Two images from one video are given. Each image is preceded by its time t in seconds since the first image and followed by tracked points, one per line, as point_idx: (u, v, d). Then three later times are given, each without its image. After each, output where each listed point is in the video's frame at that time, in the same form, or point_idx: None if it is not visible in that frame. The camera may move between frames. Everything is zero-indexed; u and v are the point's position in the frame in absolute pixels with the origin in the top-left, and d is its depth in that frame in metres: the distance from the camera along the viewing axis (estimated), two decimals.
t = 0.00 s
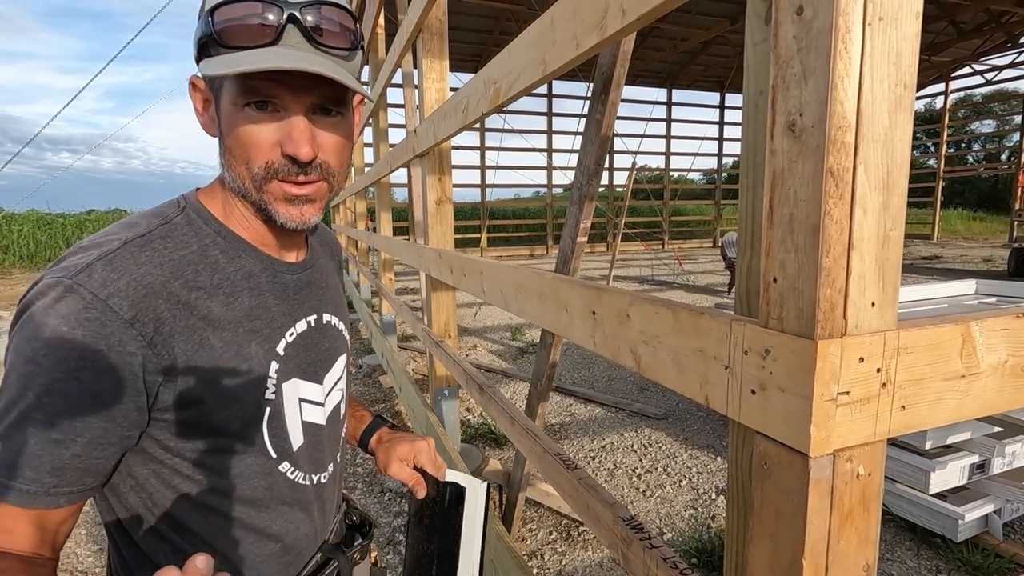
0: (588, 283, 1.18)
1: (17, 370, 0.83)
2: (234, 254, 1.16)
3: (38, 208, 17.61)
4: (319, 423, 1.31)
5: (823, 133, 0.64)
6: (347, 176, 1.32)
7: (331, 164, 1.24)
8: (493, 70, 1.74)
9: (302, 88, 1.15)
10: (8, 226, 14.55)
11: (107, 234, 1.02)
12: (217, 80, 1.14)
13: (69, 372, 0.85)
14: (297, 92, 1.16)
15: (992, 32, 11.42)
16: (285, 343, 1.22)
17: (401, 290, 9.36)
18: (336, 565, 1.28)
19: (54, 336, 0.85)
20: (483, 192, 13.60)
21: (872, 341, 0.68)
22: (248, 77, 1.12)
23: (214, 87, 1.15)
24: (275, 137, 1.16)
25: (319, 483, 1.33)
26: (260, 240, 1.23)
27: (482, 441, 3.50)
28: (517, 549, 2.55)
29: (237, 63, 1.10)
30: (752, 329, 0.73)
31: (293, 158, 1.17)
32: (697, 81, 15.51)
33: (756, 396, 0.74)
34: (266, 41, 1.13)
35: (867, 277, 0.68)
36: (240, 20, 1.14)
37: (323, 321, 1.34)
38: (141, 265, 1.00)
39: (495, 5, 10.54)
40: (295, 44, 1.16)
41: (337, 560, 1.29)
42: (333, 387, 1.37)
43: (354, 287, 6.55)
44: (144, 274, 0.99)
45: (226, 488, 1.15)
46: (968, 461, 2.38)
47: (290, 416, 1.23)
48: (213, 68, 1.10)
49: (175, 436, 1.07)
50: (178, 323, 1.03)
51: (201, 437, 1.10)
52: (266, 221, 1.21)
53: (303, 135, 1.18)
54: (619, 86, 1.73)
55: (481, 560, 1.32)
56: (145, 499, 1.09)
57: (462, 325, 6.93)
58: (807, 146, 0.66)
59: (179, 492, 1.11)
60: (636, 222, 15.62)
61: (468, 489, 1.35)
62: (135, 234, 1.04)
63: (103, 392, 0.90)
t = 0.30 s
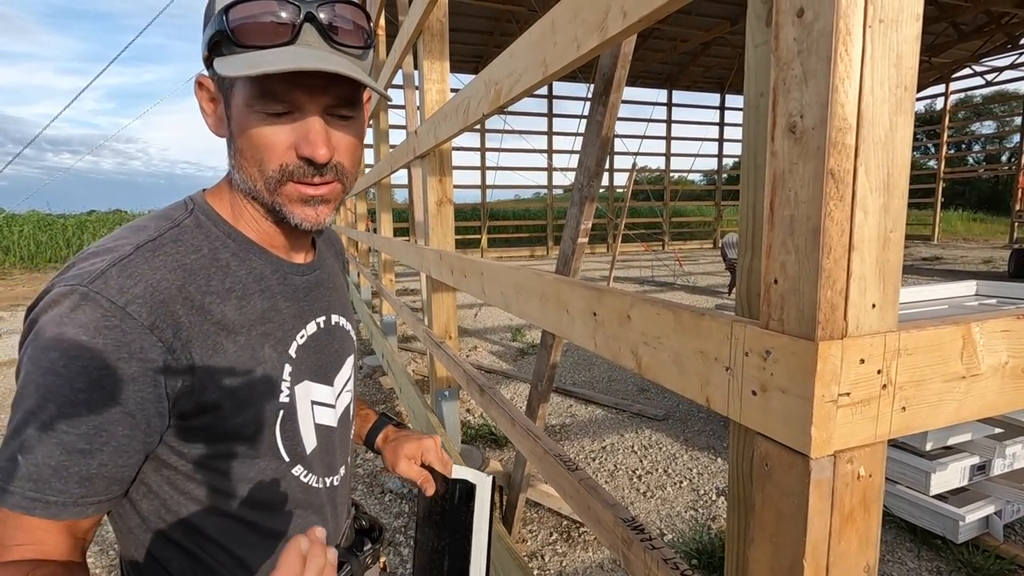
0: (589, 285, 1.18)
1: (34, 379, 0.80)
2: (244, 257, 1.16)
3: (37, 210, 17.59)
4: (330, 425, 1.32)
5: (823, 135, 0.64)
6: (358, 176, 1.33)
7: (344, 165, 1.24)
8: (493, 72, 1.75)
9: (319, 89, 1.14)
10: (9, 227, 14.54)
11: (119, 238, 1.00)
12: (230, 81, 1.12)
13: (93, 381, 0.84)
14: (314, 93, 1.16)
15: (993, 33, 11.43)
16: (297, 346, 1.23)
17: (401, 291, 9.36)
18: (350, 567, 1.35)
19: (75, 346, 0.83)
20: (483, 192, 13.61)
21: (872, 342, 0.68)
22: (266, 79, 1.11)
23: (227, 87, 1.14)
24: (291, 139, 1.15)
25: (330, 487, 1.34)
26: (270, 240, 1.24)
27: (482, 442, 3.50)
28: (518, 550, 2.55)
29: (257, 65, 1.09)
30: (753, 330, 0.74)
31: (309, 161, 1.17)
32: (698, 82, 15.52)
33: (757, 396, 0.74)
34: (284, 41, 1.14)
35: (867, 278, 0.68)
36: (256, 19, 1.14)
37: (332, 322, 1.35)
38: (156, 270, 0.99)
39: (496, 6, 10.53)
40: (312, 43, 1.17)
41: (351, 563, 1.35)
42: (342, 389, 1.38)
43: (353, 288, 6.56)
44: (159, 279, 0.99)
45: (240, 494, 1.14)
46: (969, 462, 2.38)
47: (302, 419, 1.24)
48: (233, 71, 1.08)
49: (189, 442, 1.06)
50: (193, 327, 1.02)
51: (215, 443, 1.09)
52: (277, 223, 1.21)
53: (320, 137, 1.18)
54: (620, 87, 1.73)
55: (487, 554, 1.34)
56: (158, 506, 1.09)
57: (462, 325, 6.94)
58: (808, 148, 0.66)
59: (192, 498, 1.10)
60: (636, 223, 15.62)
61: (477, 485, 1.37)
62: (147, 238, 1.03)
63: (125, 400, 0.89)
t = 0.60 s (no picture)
0: (589, 286, 1.18)
1: (41, 382, 0.80)
2: (250, 259, 1.16)
3: (37, 210, 17.62)
4: (334, 426, 1.33)
5: (823, 136, 0.64)
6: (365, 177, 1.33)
7: (355, 168, 1.25)
8: (494, 73, 1.75)
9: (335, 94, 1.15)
10: (8, 228, 14.54)
11: (127, 240, 1.00)
12: (244, 83, 1.12)
13: (99, 384, 0.84)
14: (329, 98, 1.16)
15: (992, 34, 11.43)
16: (302, 347, 1.23)
17: (401, 291, 9.37)
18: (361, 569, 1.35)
19: (82, 349, 0.83)
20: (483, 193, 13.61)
21: (872, 343, 0.68)
22: (284, 84, 1.11)
23: (240, 89, 1.14)
24: (304, 143, 1.16)
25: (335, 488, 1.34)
26: (276, 241, 1.24)
27: (482, 443, 3.50)
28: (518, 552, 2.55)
29: (277, 70, 1.09)
30: (753, 331, 0.74)
31: (322, 164, 1.18)
32: (698, 83, 15.53)
33: (757, 397, 0.74)
34: (301, 46, 1.14)
35: (867, 280, 0.68)
36: (273, 22, 1.13)
37: (336, 324, 1.35)
38: (163, 272, 0.99)
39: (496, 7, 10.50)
40: (329, 48, 1.17)
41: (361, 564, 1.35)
42: (345, 390, 1.38)
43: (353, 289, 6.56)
44: (166, 281, 0.99)
45: (247, 496, 1.14)
46: (968, 464, 2.37)
47: (307, 420, 1.24)
48: (254, 76, 1.08)
49: (196, 445, 1.07)
50: (199, 329, 1.02)
51: (222, 445, 1.09)
52: (284, 224, 1.22)
53: (333, 141, 1.18)
54: (620, 88, 1.73)
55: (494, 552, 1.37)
56: (166, 508, 1.09)
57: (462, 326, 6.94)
58: (808, 149, 0.66)
59: (200, 500, 1.10)
60: (636, 224, 15.62)
61: (482, 482, 1.38)
62: (156, 239, 1.03)
63: (131, 402, 0.89)
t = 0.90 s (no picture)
0: (588, 287, 1.18)
1: (42, 384, 0.80)
2: (251, 260, 1.16)
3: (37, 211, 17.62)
4: (335, 428, 1.33)
5: (823, 138, 0.64)
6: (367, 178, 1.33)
7: (357, 169, 1.25)
8: (494, 74, 1.75)
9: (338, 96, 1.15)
10: (8, 229, 14.54)
11: (128, 240, 1.00)
12: (246, 85, 1.12)
13: (100, 385, 0.84)
14: (333, 99, 1.16)
15: (992, 36, 11.45)
16: (303, 348, 1.23)
17: (401, 293, 9.38)
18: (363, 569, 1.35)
19: (82, 350, 0.83)
20: (483, 195, 13.61)
21: (873, 344, 0.68)
22: (287, 85, 1.11)
23: (242, 91, 1.14)
24: (306, 145, 1.16)
25: (336, 490, 1.34)
26: (278, 242, 1.24)
27: (482, 445, 3.50)
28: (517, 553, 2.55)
29: (281, 71, 1.09)
30: (753, 332, 0.74)
31: (325, 166, 1.18)
32: (698, 84, 15.54)
33: (757, 399, 0.74)
34: (304, 46, 1.14)
35: (868, 281, 0.68)
36: (275, 23, 1.13)
37: (337, 325, 1.35)
38: (164, 272, 0.99)
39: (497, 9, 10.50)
40: (331, 48, 1.17)
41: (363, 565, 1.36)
42: (346, 391, 1.38)
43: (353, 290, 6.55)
44: (167, 282, 0.99)
45: (248, 498, 1.14)
46: (968, 465, 2.37)
47: (309, 421, 1.24)
48: (258, 76, 1.08)
49: (197, 446, 1.06)
50: (201, 330, 1.02)
51: (223, 446, 1.09)
52: (286, 226, 1.22)
53: (336, 142, 1.18)
54: (621, 90, 1.73)
55: (494, 553, 1.37)
56: (166, 509, 1.09)
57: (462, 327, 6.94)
58: (808, 151, 0.66)
59: (200, 502, 1.10)
60: (636, 225, 15.62)
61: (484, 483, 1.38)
62: (157, 240, 1.03)
63: (132, 403, 0.89)
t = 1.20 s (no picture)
0: (589, 288, 1.18)
1: (42, 381, 0.80)
2: (253, 261, 1.16)
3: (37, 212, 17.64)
4: (337, 429, 1.33)
5: (823, 140, 0.64)
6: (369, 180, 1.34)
7: (358, 171, 1.25)
8: (495, 76, 1.75)
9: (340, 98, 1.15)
10: (9, 230, 14.55)
11: (129, 240, 1.00)
12: (249, 87, 1.13)
13: (99, 384, 0.84)
14: (336, 102, 1.16)
15: (992, 38, 11.47)
16: (306, 349, 1.23)
17: (401, 294, 9.37)
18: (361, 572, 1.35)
19: (81, 348, 0.83)
20: (483, 196, 13.62)
21: (873, 346, 0.68)
22: (291, 87, 1.11)
23: (244, 92, 1.14)
24: (309, 147, 1.16)
25: (336, 491, 1.34)
26: (279, 243, 1.24)
27: (482, 446, 3.50)
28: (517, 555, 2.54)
29: (284, 73, 1.09)
30: (754, 334, 0.74)
31: (327, 167, 1.18)
32: (698, 86, 15.56)
33: (758, 401, 0.74)
34: (307, 50, 1.13)
35: (868, 282, 0.68)
36: (279, 26, 1.13)
37: (339, 326, 1.35)
38: (165, 272, 0.99)
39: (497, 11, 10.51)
40: (334, 51, 1.17)
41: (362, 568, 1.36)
42: (349, 392, 1.39)
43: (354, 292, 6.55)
44: (169, 281, 0.99)
45: (247, 498, 1.14)
46: (968, 466, 2.38)
47: (312, 422, 1.25)
48: (261, 79, 1.08)
49: (197, 446, 1.06)
50: (202, 330, 1.02)
51: (222, 446, 1.09)
52: (287, 227, 1.22)
53: (338, 144, 1.18)
54: (621, 92, 1.72)
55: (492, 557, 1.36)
56: (166, 509, 1.09)
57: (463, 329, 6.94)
58: (808, 152, 0.66)
59: (200, 502, 1.10)
60: (636, 227, 15.63)
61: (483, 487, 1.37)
62: (158, 240, 1.03)
63: (131, 402, 0.89)
